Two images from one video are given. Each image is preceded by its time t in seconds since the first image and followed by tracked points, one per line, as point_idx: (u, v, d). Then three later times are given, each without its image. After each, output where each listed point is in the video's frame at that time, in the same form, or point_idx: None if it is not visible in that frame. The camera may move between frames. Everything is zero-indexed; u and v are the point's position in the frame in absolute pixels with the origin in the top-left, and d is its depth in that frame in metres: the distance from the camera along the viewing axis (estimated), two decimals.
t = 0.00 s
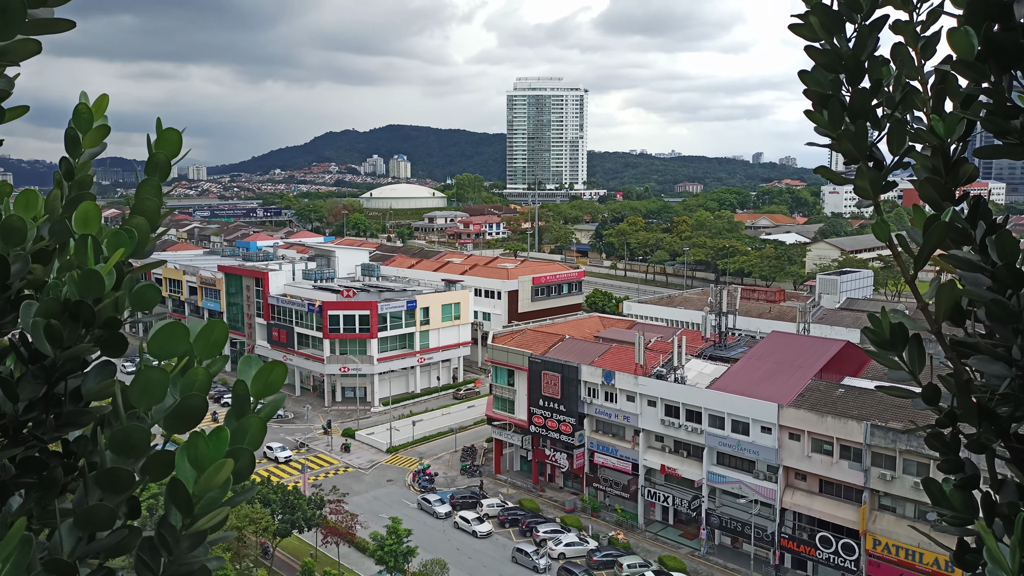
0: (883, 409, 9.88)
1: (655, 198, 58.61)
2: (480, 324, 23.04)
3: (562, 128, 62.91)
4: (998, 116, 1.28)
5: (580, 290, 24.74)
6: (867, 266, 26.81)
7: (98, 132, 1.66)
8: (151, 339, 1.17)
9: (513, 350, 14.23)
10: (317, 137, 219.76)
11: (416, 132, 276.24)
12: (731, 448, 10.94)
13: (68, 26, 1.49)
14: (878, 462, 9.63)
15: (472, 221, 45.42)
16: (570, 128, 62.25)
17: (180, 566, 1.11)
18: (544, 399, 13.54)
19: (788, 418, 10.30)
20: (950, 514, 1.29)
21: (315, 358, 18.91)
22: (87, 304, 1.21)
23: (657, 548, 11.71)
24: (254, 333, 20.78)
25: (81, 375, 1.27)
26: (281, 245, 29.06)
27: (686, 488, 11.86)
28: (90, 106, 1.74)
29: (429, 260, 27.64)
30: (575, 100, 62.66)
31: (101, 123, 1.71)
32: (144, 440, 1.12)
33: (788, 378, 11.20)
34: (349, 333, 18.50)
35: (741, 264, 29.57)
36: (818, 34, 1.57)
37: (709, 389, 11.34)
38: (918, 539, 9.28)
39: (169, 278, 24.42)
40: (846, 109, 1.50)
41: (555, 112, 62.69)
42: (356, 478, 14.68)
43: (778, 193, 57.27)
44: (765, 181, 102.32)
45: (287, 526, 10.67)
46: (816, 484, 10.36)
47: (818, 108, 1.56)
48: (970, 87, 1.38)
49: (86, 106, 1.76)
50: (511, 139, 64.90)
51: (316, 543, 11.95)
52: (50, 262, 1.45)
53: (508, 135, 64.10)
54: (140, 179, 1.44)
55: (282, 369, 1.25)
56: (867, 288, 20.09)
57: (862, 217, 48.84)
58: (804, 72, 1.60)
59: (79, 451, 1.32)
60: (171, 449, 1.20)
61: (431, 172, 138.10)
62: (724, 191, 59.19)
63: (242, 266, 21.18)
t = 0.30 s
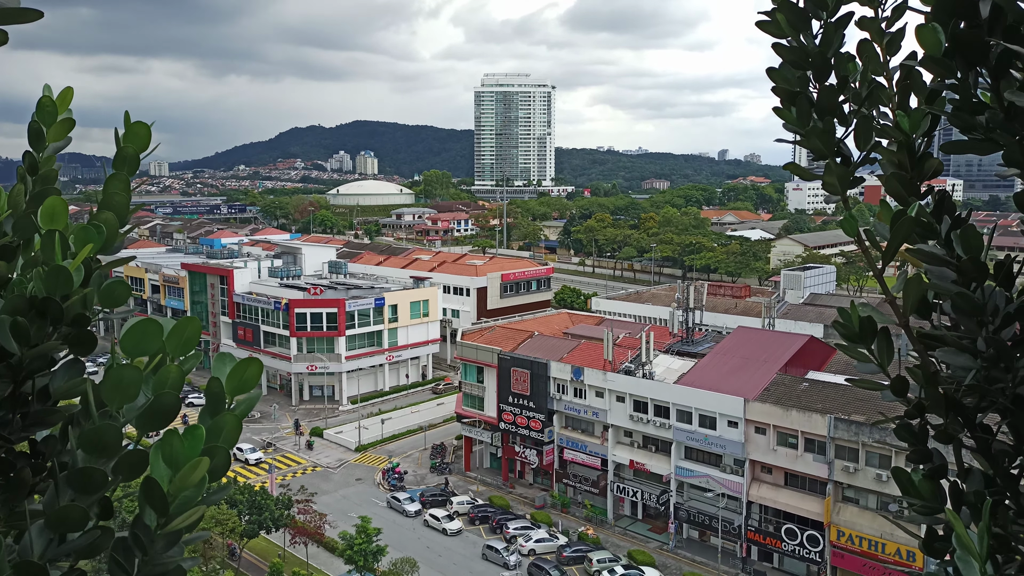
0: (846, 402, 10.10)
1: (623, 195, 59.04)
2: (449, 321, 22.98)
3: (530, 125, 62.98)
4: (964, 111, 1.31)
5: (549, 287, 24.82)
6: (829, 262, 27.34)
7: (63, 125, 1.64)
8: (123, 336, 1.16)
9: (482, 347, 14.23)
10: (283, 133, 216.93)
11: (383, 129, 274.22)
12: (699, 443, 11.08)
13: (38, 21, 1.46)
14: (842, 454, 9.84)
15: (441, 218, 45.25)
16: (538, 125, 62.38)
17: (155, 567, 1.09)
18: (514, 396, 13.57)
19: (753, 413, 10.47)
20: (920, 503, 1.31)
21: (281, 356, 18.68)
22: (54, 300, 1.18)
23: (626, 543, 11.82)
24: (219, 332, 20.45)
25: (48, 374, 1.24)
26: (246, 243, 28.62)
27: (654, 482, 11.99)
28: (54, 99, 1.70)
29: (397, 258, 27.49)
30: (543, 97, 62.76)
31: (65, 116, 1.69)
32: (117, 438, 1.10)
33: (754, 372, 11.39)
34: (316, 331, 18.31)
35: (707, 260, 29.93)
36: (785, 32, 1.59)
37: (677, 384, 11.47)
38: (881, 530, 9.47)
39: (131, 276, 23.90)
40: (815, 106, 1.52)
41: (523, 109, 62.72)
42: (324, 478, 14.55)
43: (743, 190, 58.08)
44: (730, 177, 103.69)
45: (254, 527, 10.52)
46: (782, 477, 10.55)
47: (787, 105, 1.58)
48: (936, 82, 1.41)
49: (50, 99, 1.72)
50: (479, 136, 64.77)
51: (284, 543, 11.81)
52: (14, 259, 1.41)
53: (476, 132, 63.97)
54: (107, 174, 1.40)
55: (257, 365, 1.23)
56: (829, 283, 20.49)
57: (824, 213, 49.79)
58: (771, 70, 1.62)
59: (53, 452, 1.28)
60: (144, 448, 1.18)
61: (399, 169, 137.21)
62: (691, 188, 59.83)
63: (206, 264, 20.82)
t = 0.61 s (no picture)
0: (812, 400, 10.28)
1: (594, 196, 59.37)
2: (420, 322, 22.88)
3: (500, 126, 63.00)
4: (933, 113, 1.35)
5: (520, 288, 24.85)
6: (795, 262, 27.79)
7: (32, 125, 1.62)
8: (101, 338, 1.15)
9: (454, 348, 14.21)
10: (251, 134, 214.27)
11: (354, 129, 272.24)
12: (669, 441, 11.19)
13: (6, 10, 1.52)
14: (809, 451, 10.00)
15: (411, 219, 45.07)
16: (508, 126, 62.45)
17: (133, 570, 1.07)
18: (485, 397, 13.57)
19: (722, 411, 10.60)
20: (892, 495, 1.34)
21: (250, 359, 18.44)
22: (26, 301, 1.16)
23: (598, 542, 11.89)
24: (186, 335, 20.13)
25: (20, 378, 1.22)
26: (213, 244, 28.22)
27: (626, 481, 12.07)
28: (23, 97, 1.68)
29: (368, 259, 27.32)
30: (513, 98, 62.83)
31: (34, 116, 1.67)
32: (94, 440, 1.08)
33: (723, 371, 11.54)
34: (285, 334, 18.12)
35: (677, 260, 30.24)
36: (761, 31, 1.61)
37: (648, 384, 11.58)
38: (847, 525, 9.61)
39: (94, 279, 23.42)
40: (791, 105, 1.55)
41: (493, 110, 62.74)
42: (294, 481, 14.40)
43: (711, 191, 58.77)
44: (699, 178, 104.84)
45: (223, 532, 10.37)
46: (751, 474, 10.69)
47: (763, 103, 1.60)
48: (905, 83, 1.45)
49: (18, 97, 1.70)
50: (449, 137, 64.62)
51: (253, 548, 11.66)
52: None
53: (447, 132, 63.84)
54: (79, 173, 1.37)
55: (237, 366, 1.23)
56: (796, 283, 20.83)
57: (790, 214, 50.61)
58: (748, 69, 1.64)
59: (19, 458, 1.25)
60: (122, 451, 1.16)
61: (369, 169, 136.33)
62: (661, 189, 60.37)
63: (172, 266, 20.48)
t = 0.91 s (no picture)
0: (782, 397, 10.40)
1: (568, 195, 59.63)
2: (394, 322, 22.79)
3: (473, 125, 62.94)
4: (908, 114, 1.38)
5: (494, 287, 24.86)
6: (765, 261, 28.14)
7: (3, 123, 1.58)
8: (79, 339, 1.13)
9: (427, 348, 14.18)
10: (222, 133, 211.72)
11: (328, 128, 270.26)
12: (643, 439, 11.27)
13: None
14: (780, 447, 10.11)
15: (384, 219, 44.88)
16: (482, 125, 62.42)
17: (113, 574, 1.06)
18: (460, 396, 13.55)
19: (695, 408, 10.70)
20: (871, 489, 1.37)
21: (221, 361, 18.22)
22: (3, 303, 1.14)
23: (573, 540, 11.94)
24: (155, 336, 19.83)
25: None
26: (183, 244, 27.84)
27: (600, 479, 12.13)
28: None
29: (340, 259, 27.14)
30: (487, 97, 62.82)
31: (5, 112, 1.63)
32: (73, 443, 1.06)
33: (695, 369, 11.65)
34: (257, 335, 17.92)
35: (649, 259, 30.46)
36: (746, 29, 1.63)
37: (622, 382, 11.66)
38: (818, 519, 9.71)
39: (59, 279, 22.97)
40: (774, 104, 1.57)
41: (466, 109, 62.68)
42: (267, 483, 14.27)
43: (683, 190, 59.22)
44: (669, 178, 105.66)
45: (194, 535, 10.23)
46: (723, 471, 10.80)
47: (747, 101, 1.61)
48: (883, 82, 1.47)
49: None
50: (423, 136, 64.41)
51: (225, 551, 11.52)
52: None
53: (420, 132, 63.67)
54: (55, 173, 1.35)
55: (218, 366, 1.22)
56: (766, 281, 21.08)
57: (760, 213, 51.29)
58: (731, 68, 1.65)
59: None
60: (101, 454, 1.15)
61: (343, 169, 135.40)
62: (634, 188, 60.71)
63: (140, 266, 20.17)
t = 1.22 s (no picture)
0: (758, 393, 10.52)
1: (545, 194, 59.72)
2: (371, 321, 22.67)
3: (451, 123, 62.81)
4: (888, 112, 1.41)
5: (473, 286, 24.84)
6: (741, 259, 28.40)
7: None
8: (66, 335, 1.11)
9: (405, 346, 14.14)
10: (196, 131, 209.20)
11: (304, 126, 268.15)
12: (621, 436, 11.34)
13: None
14: (756, 443, 10.21)
15: (361, 217, 44.69)
16: (459, 124, 62.31)
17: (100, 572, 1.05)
18: (438, 395, 13.52)
19: (672, 406, 10.79)
20: (853, 480, 1.40)
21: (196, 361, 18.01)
22: None
23: (551, 537, 11.98)
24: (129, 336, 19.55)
25: None
26: (156, 243, 27.48)
27: (578, 476, 12.18)
28: None
29: (317, 257, 26.95)
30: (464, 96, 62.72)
31: None
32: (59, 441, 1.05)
33: (672, 366, 11.74)
34: (232, 334, 17.71)
35: (627, 257, 30.61)
36: (732, 29, 1.65)
37: (600, 380, 11.71)
38: (793, 515, 9.84)
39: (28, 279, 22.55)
40: (758, 102, 1.59)
41: (443, 107, 62.53)
42: (243, 484, 14.13)
43: (660, 189, 59.56)
44: (647, 177, 106.25)
45: (169, 537, 10.11)
46: (700, 468, 10.89)
47: (732, 100, 1.64)
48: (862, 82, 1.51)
49: None
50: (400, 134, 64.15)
51: (201, 553, 11.40)
52: None
53: (397, 130, 63.38)
54: (37, 169, 1.33)
55: (204, 364, 1.21)
56: (741, 279, 21.32)
57: (735, 212, 51.77)
58: (717, 66, 1.67)
59: None
60: (86, 453, 1.14)
61: (320, 167, 134.43)
62: (611, 187, 60.94)
63: (113, 266, 19.87)
